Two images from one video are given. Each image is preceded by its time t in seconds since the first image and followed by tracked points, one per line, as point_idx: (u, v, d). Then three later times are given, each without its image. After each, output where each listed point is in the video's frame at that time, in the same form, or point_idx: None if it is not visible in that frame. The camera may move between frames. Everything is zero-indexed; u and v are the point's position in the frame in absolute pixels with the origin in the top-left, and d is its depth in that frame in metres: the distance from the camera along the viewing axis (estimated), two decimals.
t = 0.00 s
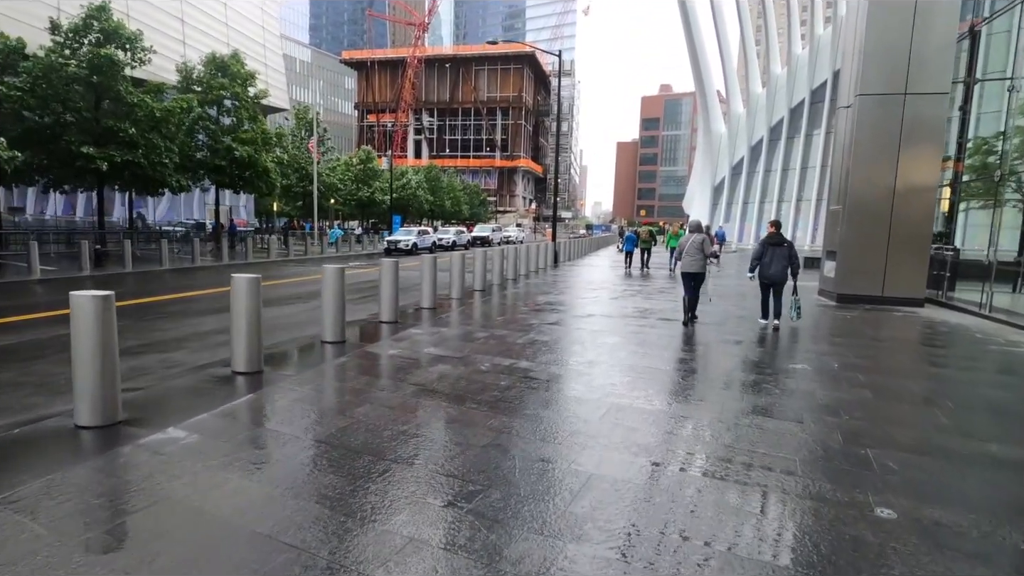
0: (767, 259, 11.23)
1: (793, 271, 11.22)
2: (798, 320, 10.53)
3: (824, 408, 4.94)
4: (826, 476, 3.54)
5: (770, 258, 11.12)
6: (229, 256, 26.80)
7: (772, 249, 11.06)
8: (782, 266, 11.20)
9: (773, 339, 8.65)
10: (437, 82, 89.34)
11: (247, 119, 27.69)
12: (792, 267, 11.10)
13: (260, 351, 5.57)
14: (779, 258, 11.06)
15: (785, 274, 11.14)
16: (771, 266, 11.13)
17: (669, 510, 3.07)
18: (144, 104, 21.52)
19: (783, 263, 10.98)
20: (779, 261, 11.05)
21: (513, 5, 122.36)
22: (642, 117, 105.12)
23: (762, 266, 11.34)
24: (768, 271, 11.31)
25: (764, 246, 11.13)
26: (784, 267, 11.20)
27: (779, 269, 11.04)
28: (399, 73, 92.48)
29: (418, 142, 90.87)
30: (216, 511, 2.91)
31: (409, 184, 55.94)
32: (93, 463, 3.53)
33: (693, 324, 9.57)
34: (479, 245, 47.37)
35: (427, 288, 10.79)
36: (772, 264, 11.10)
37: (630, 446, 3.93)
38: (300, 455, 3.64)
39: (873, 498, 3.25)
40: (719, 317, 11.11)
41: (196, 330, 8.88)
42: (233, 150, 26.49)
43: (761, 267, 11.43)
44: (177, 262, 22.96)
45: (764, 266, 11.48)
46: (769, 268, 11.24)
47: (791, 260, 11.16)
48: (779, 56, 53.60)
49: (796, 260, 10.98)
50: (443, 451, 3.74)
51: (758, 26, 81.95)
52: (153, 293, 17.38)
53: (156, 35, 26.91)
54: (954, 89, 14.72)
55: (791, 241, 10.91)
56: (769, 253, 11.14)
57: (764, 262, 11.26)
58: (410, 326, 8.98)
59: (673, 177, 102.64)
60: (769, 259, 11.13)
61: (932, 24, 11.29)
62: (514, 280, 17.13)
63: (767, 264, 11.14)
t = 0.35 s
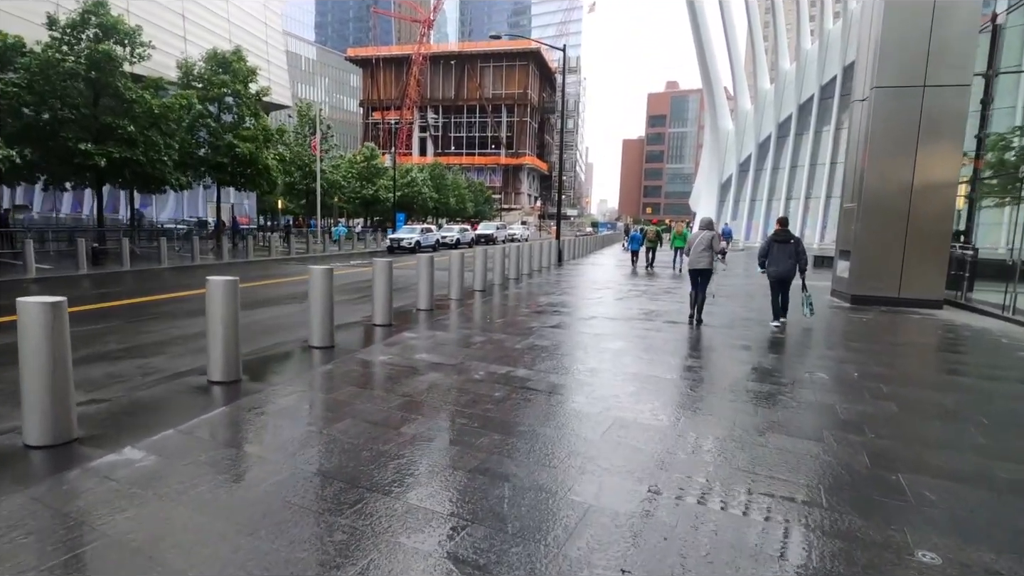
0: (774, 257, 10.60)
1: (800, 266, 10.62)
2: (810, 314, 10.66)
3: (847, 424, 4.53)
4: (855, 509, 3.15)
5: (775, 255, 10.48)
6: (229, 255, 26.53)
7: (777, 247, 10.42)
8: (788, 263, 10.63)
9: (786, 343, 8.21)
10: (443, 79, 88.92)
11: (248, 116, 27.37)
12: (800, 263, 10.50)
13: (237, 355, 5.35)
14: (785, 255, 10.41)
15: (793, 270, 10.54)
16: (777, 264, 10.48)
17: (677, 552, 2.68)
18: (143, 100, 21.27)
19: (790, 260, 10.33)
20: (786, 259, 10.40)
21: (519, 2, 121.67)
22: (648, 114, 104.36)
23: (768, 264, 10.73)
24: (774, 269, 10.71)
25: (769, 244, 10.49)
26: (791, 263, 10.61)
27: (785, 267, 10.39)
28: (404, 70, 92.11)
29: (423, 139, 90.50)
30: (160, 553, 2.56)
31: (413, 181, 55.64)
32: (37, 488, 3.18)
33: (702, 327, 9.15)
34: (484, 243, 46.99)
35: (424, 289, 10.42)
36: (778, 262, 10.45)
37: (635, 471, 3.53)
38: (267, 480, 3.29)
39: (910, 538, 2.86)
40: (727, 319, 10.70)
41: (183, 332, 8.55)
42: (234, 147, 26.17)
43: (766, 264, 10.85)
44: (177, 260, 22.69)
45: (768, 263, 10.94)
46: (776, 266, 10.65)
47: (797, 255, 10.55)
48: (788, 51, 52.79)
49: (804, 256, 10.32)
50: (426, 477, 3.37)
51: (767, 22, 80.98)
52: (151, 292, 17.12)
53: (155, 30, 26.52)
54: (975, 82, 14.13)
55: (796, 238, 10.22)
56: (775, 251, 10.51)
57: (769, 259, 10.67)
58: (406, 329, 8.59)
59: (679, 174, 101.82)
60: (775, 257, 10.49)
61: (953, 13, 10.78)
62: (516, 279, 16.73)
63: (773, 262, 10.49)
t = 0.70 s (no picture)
0: (790, 254, 10.53)
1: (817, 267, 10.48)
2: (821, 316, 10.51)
3: (888, 445, 4.04)
4: (910, 556, 2.69)
5: (793, 251, 10.42)
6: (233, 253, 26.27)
7: (795, 242, 10.39)
8: (804, 262, 10.53)
9: (808, 348, 7.71)
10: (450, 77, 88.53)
11: (253, 112, 27.06)
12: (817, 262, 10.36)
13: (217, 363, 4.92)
14: (802, 252, 10.37)
15: (809, 269, 10.40)
16: (794, 260, 10.41)
17: None
18: (145, 97, 21.04)
19: (807, 256, 10.25)
20: (803, 256, 10.35)
21: None
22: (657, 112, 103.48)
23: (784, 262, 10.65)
24: (790, 266, 10.60)
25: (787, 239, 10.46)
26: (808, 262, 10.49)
27: (802, 263, 10.32)
28: (411, 68, 91.84)
29: (430, 137, 90.12)
30: None
31: (420, 179, 55.39)
32: None
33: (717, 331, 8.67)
34: (490, 241, 46.60)
35: (424, 288, 10.01)
36: (795, 257, 10.44)
37: (650, 505, 3.07)
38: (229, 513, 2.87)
39: None
40: (741, 320, 10.21)
41: (172, 334, 8.20)
42: (238, 144, 25.90)
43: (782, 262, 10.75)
44: (179, 258, 22.43)
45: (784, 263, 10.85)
46: (791, 263, 10.55)
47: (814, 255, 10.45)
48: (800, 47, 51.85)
49: (820, 254, 10.24)
50: (411, 511, 2.93)
51: (778, 18, 79.87)
52: (151, 291, 16.85)
53: (158, 26, 26.21)
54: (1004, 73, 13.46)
55: (814, 234, 10.20)
56: (792, 247, 10.47)
57: (786, 256, 10.60)
58: (404, 332, 8.16)
59: (688, 172, 100.86)
60: (792, 253, 10.43)
61: None
62: (522, 279, 16.27)
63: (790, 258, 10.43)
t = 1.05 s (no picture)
0: (797, 254, 10.33)
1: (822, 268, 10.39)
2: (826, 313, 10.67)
3: (922, 468, 3.63)
4: None
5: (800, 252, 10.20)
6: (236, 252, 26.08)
7: (802, 243, 10.14)
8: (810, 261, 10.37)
9: (824, 352, 7.29)
10: (456, 75, 88.18)
11: (255, 110, 26.81)
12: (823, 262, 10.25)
13: (188, 360, 4.65)
14: (810, 252, 10.14)
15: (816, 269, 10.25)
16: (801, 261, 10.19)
17: None
18: (146, 93, 20.83)
19: (815, 258, 10.04)
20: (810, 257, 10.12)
21: None
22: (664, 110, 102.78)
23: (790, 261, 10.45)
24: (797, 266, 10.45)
25: (794, 239, 10.21)
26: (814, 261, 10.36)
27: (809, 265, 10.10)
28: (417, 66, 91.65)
29: (436, 136, 89.87)
30: None
31: (425, 177, 55.12)
32: None
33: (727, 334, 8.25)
34: (495, 240, 46.26)
35: (422, 289, 9.63)
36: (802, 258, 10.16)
37: (658, 542, 2.69)
38: (173, 551, 2.52)
39: None
40: (753, 322, 9.78)
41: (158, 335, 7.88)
42: (240, 142, 25.67)
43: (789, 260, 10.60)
44: (180, 257, 22.22)
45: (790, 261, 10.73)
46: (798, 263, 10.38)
47: (820, 254, 10.30)
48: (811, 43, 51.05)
49: (828, 255, 10.05)
50: (384, 549, 2.57)
51: (788, 15, 78.88)
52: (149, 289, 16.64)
53: (159, 22, 25.98)
54: None
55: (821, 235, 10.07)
56: (799, 248, 10.25)
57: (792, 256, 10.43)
58: (398, 335, 7.81)
59: (695, 171, 100.13)
60: (799, 254, 10.22)
61: None
62: (525, 279, 15.92)
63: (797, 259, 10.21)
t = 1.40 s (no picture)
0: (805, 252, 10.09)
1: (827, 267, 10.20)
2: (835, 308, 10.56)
3: (966, 500, 3.20)
4: None
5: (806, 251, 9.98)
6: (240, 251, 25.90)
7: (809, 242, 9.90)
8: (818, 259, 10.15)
9: (844, 359, 6.82)
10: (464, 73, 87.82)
11: (259, 108, 26.61)
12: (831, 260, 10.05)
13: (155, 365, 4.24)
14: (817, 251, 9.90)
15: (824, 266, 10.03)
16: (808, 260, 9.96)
17: None
18: (149, 91, 20.67)
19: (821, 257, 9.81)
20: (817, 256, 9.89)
21: None
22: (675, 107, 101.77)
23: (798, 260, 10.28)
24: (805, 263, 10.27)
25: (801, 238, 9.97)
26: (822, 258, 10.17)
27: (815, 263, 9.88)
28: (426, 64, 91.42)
29: (445, 134, 89.64)
30: None
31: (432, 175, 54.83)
32: None
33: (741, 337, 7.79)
34: (503, 238, 45.86)
35: (420, 291, 9.21)
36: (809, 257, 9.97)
37: None
38: None
39: None
40: (768, 326, 9.29)
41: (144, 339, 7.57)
42: (244, 139, 25.43)
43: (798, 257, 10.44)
44: (183, 256, 22.06)
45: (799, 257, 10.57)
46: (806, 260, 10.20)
47: (829, 252, 10.08)
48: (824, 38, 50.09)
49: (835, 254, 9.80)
50: None
51: (801, 10, 77.62)
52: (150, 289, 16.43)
53: (163, 20, 25.80)
54: None
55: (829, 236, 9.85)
56: (807, 246, 10.04)
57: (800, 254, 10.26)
58: (392, 340, 7.45)
59: (705, 168, 99.08)
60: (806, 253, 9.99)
61: None
62: (530, 279, 15.51)
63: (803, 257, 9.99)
